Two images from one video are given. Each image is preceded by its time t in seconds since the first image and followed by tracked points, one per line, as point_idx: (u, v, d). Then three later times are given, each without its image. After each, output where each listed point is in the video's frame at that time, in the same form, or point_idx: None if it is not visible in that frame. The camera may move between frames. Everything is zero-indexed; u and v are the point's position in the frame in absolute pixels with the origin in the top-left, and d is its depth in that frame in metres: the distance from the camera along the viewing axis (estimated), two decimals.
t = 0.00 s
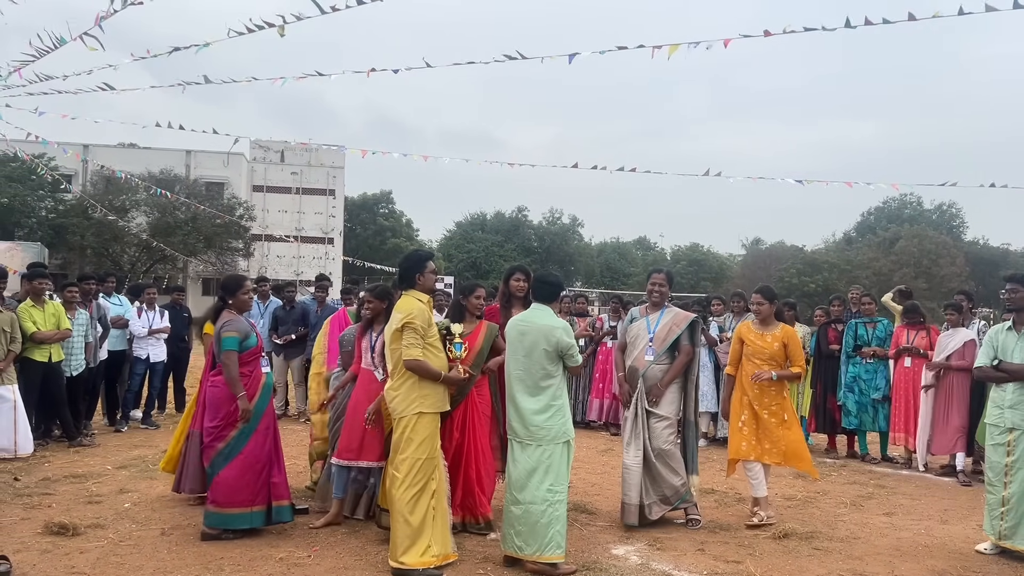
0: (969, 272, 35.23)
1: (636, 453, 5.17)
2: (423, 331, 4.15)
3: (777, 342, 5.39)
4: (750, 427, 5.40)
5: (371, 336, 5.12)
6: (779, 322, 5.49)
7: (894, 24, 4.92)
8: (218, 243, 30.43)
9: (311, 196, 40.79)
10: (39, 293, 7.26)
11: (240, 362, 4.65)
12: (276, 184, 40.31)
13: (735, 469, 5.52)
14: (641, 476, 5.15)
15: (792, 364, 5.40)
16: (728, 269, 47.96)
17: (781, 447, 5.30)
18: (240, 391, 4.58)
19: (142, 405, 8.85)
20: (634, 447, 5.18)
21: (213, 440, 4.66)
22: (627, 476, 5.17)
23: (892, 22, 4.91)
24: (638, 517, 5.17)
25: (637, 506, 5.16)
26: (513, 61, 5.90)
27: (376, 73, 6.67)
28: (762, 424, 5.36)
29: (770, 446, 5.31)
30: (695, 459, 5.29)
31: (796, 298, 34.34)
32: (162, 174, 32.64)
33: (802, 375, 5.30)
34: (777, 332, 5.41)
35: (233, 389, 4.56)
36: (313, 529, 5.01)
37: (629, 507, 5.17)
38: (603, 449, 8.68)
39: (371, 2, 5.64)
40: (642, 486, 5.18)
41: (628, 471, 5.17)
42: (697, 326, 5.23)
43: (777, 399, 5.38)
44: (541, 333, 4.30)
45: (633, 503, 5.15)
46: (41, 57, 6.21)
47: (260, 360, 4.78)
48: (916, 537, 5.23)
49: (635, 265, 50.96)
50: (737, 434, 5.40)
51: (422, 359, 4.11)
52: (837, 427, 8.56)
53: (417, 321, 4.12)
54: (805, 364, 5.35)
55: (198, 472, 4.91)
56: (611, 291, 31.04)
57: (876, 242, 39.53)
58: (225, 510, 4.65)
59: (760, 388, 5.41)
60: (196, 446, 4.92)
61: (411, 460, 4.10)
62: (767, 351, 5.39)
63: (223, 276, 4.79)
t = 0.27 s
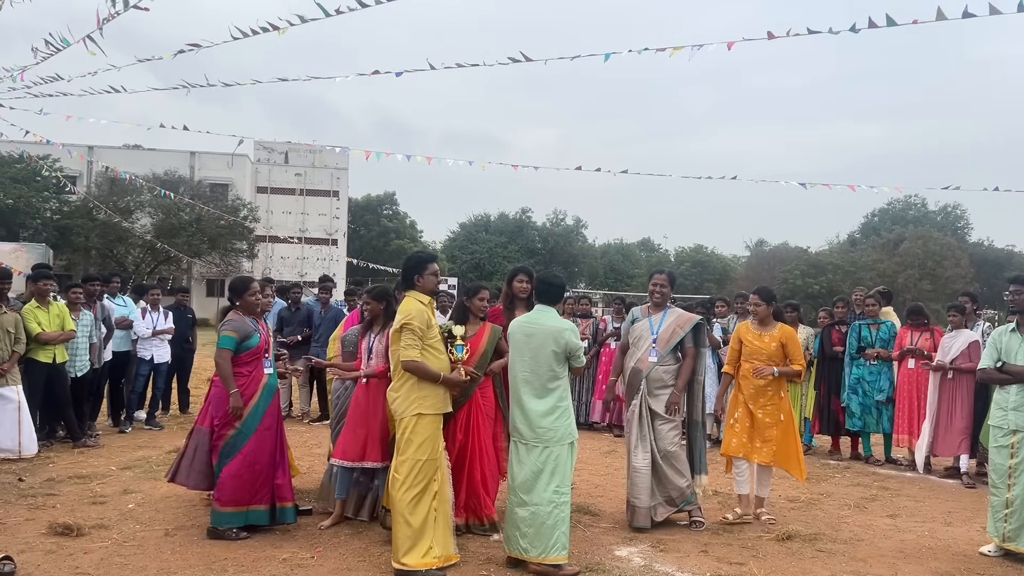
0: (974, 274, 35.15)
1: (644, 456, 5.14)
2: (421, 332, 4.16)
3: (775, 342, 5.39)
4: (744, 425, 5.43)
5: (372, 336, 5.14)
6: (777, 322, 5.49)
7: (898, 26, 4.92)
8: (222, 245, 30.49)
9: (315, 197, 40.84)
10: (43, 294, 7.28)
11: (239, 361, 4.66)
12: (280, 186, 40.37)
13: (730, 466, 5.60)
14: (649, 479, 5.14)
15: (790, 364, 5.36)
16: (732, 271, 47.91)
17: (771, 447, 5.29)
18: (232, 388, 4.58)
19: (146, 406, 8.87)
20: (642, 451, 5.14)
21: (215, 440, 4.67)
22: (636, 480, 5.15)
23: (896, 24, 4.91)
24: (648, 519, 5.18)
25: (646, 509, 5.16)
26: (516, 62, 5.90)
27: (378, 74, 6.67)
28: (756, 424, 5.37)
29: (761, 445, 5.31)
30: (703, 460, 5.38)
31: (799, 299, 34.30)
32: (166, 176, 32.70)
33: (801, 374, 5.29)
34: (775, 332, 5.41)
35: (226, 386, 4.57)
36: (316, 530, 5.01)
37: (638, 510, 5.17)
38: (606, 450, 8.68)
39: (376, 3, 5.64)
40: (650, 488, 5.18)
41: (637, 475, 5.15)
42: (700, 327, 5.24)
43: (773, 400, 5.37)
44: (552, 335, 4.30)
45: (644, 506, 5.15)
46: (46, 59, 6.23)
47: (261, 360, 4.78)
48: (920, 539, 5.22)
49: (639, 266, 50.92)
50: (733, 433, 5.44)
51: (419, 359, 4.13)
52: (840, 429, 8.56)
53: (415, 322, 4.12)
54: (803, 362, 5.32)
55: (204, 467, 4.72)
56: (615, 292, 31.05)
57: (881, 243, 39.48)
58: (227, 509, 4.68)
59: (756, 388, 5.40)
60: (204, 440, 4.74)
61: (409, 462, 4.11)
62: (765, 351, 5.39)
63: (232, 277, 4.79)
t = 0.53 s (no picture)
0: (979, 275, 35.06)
1: (652, 457, 5.15)
2: (419, 333, 4.16)
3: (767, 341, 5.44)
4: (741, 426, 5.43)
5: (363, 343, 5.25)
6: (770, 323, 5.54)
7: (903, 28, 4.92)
8: (227, 246, 30.55)
9: (319, 198, 40.88)
10: (48, 295, 7.30)
11: (237, 364, 4.66)
12: (284, 187, 40.41)
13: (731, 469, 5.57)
14: (658, 480, 5.15)
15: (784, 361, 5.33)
16: (736, 272, 47.83)
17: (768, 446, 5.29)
18: (229, 389, 4.58)
19: (150, 407, 8.89)
20: (649, 452, 5.15)
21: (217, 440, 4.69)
22: (645, 481, 5.15)
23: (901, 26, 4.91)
24: (656, 520, 5.18)
25: (655, 510, 5.17)
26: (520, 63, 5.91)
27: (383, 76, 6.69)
28: (753, 427, 5.36)
29: (759, 445, 5.33)
30: (709, 459, 5.40)
31: (804, 300, 34.24)
32: (170, 177, 32.75)
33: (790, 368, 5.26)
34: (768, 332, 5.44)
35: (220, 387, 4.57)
36: (320, 530, 5.02)
37: (647, 511, 5.17)
38: (610, 451, 8.67)
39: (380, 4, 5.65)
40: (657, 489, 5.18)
41: (645, 476, 5.15)
42: (703, 328, 5.23)
43: (768, 400, 5.36)
44: (565, 336, 4.33)
45: (653, 507, 5.16)
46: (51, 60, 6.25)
47: (262, 362, 4.76)
48: (924, 540, 5.21)
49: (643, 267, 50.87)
50: (731, 437, 5.44)
51: (415, 360, 4.14)
52: (845, 430, 8.54)
53: (411, 323, 4.14)
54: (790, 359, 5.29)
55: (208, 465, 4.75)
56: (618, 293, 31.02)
57: (885, 245, 39.42)
58: (231, 508, 4.70)
59: (751, 388, 5.39)
60: (209, 440, 4.77)
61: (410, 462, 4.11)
62: (755, 352, 5.38)
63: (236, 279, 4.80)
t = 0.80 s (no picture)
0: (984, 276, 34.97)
1: (652, 457, 5.13)
2: (417, 333, 4.17)
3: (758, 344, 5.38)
4: (738, 428, 5.42)
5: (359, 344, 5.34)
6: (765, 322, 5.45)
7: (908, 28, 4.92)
8: (231, 246, 30.60)
9: (323, 199, 40.92)
10: (54, 296, 7.32)
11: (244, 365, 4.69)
12: (289, 188, 40.46)
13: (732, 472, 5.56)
14: (656, 480, 5.13)
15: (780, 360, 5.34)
16: (740, 273, 47.76)
17: (766, 447, 5.28)
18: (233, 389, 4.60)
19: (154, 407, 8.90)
20: (649, 451, 5.14)
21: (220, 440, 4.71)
22: (643, 480, 5.12)
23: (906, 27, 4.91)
24: (654, 521, 5.16)
25: (654, 510, 5.14)
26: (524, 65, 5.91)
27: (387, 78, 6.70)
28: (750, 428, 5.35)
29: (756, 446, 5.32)
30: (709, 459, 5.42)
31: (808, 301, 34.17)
32: (175, 178, 32.79)
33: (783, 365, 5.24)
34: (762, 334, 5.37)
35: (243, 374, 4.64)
36: (324, 531, 5.03)
37: (645, 511, 5.14)
38: (614, 452, 8.67)
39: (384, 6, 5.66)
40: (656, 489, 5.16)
41: (644, 475, 5.13)
42: (704, 327, 5.28)
43: (764, 400, 5.36)
44: (573, 338, 4.33)
45: (651, 507, 5.13)
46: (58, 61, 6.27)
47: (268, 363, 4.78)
48: (929, 542, 5.20)
49: (647, 269, 50.82)
50: (730, 439, 5.44)
51: (411, 360, 4.14)
52: (849, 432, 8.52)
53: (409, 323, 4.14)
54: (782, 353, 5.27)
55: (218, 466, 4.81)
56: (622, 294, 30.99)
57: (890, 246, 39.34)
58: (233, 509, 4.69)
59: (748, 389, 5.39)
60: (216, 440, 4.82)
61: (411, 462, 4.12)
62: (751, 352, 5.38)
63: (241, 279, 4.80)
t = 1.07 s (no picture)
0: (989, 278, 34.89)
1: (649, 457, 5.13)
2: (419, 332, 4.17)
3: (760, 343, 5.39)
4: (740, 429, 5.40)
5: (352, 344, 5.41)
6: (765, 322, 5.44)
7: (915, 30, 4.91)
8: (235, 247, 30.63)
9: (327, 200, 40.97)
10: (58, 296, 7.32)
11: (259, 365, 4.71)
12: (293, 189, 40.50)
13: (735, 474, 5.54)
14: (652, 480, 5.14)
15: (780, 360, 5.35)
16: (744, 274, 47.70)
17: (766, 447, 5.25)
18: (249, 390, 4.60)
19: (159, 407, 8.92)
20: (646, 451, 5.14)
21: (229, 440, 4.69)
22: (638, 480, 5.15)
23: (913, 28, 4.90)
24: (648, 521, 5.17)
25: (648, 510, 5.15)
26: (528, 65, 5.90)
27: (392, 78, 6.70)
28: (751, 429, 5.33)
29: (756, 445, 5.30)
30: (713, 462, 5.31)
31: (813, 302, 34.11)
32: (180, 179, 32.83)
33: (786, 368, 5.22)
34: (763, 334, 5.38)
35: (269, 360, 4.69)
36: (328, 531, 5.03)
37: (640, 511, 5.16)
38: (618, 453, 8.66)
39: (388, 6, 5.66)
40: (652, 490, 5.16)
41: (639, 475, 5.15)
42: (712, 329, 5.22)
43: (764, 400, 5.34)
44: (569, 339, 4.34)
45: (644, 507, 5.14)
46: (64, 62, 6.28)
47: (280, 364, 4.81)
48: (934, 543, 5.19)
49: (651, 270, 50.77)
50: (732, 439, 5.42)
51: (413, 359, 4.14)
52: (854, 433, 8.50)
53: (411, 323, 4.14)
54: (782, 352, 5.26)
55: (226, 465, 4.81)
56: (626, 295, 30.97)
57: (894, 246, 39.28)
58: (239, 510, 4.69)
59: (748, 389, 5.38)
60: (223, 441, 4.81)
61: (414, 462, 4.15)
62: (751, 352, 5.38)
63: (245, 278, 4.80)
